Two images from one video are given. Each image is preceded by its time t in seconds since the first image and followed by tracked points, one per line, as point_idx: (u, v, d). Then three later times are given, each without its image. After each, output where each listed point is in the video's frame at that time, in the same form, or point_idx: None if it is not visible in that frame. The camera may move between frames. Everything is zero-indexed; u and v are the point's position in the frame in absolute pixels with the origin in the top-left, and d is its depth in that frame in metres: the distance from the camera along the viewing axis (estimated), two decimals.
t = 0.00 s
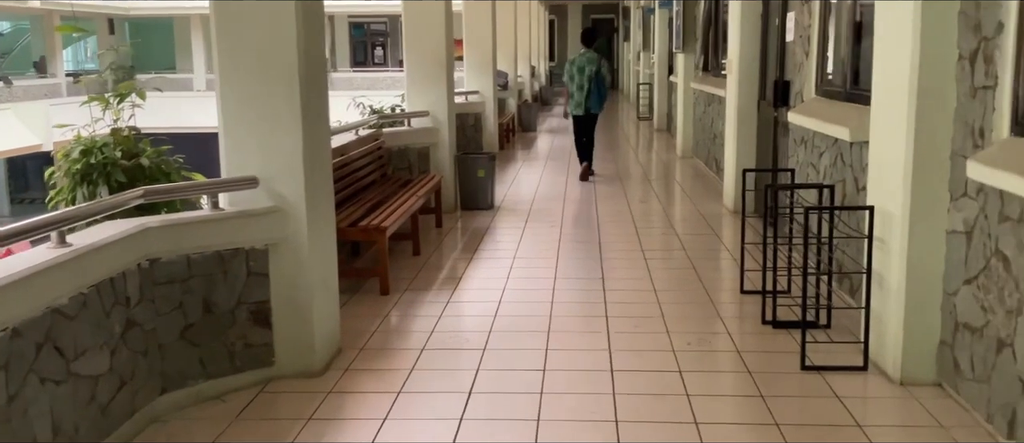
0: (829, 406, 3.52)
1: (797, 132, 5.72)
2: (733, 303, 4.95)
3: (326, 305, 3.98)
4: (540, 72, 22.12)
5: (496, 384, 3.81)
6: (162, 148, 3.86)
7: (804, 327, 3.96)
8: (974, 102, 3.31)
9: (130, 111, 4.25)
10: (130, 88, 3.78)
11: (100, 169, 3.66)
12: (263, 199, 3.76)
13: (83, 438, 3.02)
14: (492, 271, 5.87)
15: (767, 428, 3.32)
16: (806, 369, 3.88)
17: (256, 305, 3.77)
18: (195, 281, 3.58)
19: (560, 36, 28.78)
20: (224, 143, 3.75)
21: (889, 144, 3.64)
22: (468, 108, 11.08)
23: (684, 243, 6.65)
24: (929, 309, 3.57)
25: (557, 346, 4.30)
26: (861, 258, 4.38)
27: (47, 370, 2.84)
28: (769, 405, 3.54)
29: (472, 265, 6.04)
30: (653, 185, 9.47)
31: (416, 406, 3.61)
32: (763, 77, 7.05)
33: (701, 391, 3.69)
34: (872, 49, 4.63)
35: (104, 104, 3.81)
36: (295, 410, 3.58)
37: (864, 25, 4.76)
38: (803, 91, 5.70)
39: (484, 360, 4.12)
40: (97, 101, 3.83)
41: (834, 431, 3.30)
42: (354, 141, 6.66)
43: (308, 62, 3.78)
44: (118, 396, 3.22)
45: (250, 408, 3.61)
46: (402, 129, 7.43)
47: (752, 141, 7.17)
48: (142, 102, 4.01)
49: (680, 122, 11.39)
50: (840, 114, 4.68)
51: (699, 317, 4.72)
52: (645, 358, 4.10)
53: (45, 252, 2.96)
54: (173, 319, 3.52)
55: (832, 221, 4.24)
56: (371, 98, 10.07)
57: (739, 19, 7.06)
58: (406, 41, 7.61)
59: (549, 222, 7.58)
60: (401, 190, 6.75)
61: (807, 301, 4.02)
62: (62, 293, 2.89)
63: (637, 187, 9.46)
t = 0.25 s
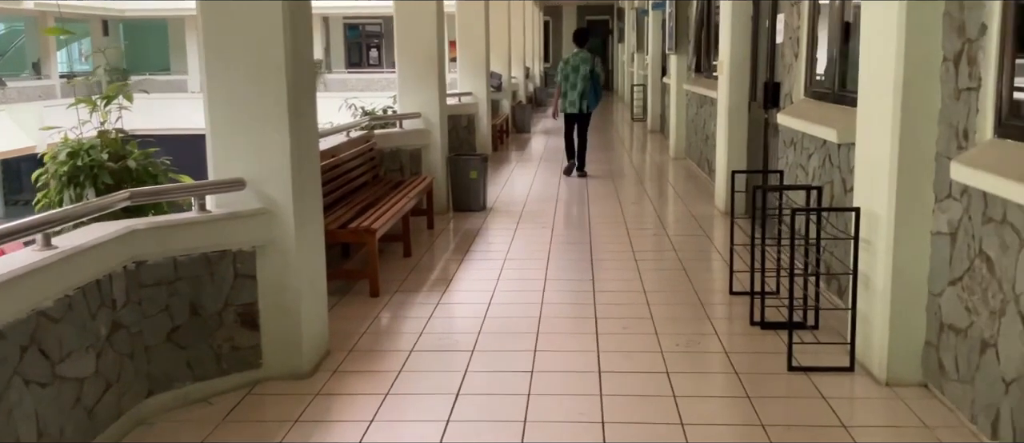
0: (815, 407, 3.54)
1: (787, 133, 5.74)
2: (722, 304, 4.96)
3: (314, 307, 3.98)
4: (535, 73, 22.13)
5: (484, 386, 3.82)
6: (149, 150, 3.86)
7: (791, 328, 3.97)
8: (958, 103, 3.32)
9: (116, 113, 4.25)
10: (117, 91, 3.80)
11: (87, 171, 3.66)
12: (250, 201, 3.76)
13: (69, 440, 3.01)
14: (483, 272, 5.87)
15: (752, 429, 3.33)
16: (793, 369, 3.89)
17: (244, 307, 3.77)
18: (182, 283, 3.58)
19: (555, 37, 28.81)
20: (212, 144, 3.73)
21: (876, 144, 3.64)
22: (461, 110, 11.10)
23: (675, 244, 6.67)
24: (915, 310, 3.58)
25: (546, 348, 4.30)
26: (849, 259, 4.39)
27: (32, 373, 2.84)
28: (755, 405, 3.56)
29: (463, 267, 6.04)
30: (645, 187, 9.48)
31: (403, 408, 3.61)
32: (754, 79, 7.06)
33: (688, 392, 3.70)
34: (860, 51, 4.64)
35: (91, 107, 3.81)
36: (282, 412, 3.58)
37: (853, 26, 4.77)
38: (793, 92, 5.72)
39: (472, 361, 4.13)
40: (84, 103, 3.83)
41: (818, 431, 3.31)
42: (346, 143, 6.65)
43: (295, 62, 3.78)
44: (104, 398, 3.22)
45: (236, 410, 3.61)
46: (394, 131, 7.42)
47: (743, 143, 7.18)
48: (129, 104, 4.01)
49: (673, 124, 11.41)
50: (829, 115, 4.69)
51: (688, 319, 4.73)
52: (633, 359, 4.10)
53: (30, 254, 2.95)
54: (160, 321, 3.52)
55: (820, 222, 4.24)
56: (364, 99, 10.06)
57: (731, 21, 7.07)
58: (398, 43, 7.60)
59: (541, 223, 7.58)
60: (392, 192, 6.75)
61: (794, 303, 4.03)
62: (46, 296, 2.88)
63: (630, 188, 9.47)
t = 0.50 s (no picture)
0: (801, 405, 3.55)
1: (780, 133, 5.75)
2: (714, 303, 4.98)
3: (304, 307, 3.99)
4: (534, 73, 22.15)
5: (472, 385, 3.83)
6: (139, 150, 3.88)
7: (779, 327, 3.98)
8: (943, 102, 3.33)
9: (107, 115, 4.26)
10: (107, 91, 3.83)
11: (77, 171, 3.68)
12: (239, 201, 3.77)
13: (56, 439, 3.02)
14: (476, 272, 5.89)
15: (738, 428, 3.34)
16: (781, 368, 3.91)
17: (233, 307, 3.78)
18: (171, 283, 3.60)
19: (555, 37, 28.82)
20: (201, 144, 3.74)
21: (863, 143, 3.65)
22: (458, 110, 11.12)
23: (669, 244, 6.68)
24: (901, 309, 3.59)
25: (536, 347, 4.31)
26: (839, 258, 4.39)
27: (19, 372, 2.85)
28: (742, 404, 3.57)
29: (456, 266, 6.06)
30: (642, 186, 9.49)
31: (391, 407, 3.63)
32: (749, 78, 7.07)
33: (676, 391, 3.71)
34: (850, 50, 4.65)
35: (81, 107, 3.83)
36: (271, 411, 3.60)
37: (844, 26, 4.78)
38: (785, 93, 5.73)
39: (462, 360, 4.14)
40: (75, 104, 3.85)
41: (804, 429, 3.33)
42: (340, 143, 6.66)
43: (284, 62, 3.79)
44: (92, 398, 3.23)
45: (225, 409, 3.62)
46: (389, 131, 7.44)
47: (737, 142, 7.19)
48: (120, 105, 4.03)
49: (670, 123, 11.42)
50: (819, 115, 4.70)
51: (679, 318, 4.74)
52: (622, 358, 4.12)
53: (17, 254, 2.96)
54: (149, 321, 3.54)
55: (810, 222, 4.25)
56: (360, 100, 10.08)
57: (725, 20, 7.08)
58: (393, 43, 7.62)
59: (536, 223, 7.60)
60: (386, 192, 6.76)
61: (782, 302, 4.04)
62: (33, 296, 2.89)
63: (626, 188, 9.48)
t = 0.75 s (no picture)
0: (789, 406, 3.56)
1: (771, 134, 5.76)
2: (704, 304, 5.00)
3: (294, 308, 4.00)
4: (531, 74, 22.19)
5: (462, 385, 3.85)
6: (129, 152, 3.89)
7: (767, 328, 3.99)
8: (929, 103, 3.34)
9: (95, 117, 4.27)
10: (97, 94, 3.83)
11: (67, 173, 3.68)
12: (229, 203, 3.77)
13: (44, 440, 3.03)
14: (469, 273, 5.90)
15: (725, 428, 3.36)
16: (769, 369, 3.92)
17: (223, 308, 3.79)
18: (160, 285, 3.60)
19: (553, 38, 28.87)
20: (191, 145, 3.75)
21: (851, 144, 3.66)
22: (454, 112, 11.14)
23: (661, 244, 6.71)
24: (888, 309, 3.60)
25: (526, 348, 4.33)
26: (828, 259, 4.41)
27: (7, 374, 2.86)
28: (729, 404, 3.58)
29: (449, 267, 6.07)
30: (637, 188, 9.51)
31: (380, 408, 3.64)
32: (742, 79, 7.09)
33: (663, 391, 3.73)
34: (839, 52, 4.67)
35: (71, 109, 3.84)
36: (259, 412, 3.60)
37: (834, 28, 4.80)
38: (777, 94, 5.74)
39: (453, 361, 4.15)
40: (65, 106, 3.86)
41: (790, 430, 3.34)
42: (333, 144, 6.66)
43: (273, 63, 3.80)
44: (81, 399, 3.24)
45: (214, 410, 3.63)
46: (383, 133, 7.45)
47: (731, 144, 7.20)
48: (110, 107, 4.04)
49: (665, 125, 11.43)
50: (809, 116, 4.72)
51: (669, 319, 4.76)
52: (612, 358, 4.13)
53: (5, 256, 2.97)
54: (138, 323, 3.54)
55: (799, 223, 4.27)
56: (355, 101, 10.09)
57: (718, 21, 7.10)
58: (387, 45, 7.63)
59: (530, 224, 7.61)
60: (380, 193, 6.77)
61: (770, 303, 4.05)
62: (21, 297, 2.90)
63: (621, 190, 9.50)
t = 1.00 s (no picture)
0: (773, 406, 3.57)
1: (761, 135, 5.77)
2: (693, 305, 5.01)
3: (281, 310, 4.00)
4: (528, 75, 22.21)
5: (448, 386, 3.85)
6: (114, 154, 3.90)
7: (753, 328, 4.00)
8: (912, 103, 3.35)
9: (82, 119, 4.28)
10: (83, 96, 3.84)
11: (52, 174, 3.69)
12: (215, 204, 3.78)
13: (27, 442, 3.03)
14: (459, 274, 5.91)
15: (709, 428, 3.36)
16: (755, 369, 3.93)
17: (208, 310, 3.79)
18: (145, 287, 3.60)
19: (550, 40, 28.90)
20: (177, 146, 3.75)
21: (835, 144, 3.66)
22: (448, 113, 11.14)
23: (652, 245, 6.72)
24: (872, 309, 3.61)
25: (513, 349, 4.33)
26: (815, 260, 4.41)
27: None
28: (714, 404, 3.59)
29: (440, 268, 6.08)
30: (630, 189, 9.52)
31: (366, 409, 3.64)
32: (734, 80, 7.10)
33: (649, 392, 3.74)
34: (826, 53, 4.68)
35: (57, 111, 3.85)
36: (245, 414, 3.61)
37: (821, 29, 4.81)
38: (766, 94, 5.76)
39: (440, 362, 4.15)
40: (50, 108, 3.86)
41: (774, 429, 3.34)
42: (324, 146, 6.65)
43: (258, 63, 3.80)
44: (65, 400, 3.24)
45: (199, 412, 3.63)
46: (375, 134, 7.45)
47: (722, 145, 7.21)
48: (96, 109, 4.05)
49: (659, 126, 11.45)
50: (796, 117, 4.73)
51: (657, 319, 4.76)
52: (599, 359, 4.14)
53: None
54: (123, 324, 3.54)
55: (785, 223, 4.27)
56: (349, 103, 10.08)
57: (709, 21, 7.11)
58: (379, 46, 7.64)
59: (522, 225, 7.62)
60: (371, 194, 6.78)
61: (756, 303, 4.05)
62: (3, 298, 2.90)
63: (614, 191, 9.51)
